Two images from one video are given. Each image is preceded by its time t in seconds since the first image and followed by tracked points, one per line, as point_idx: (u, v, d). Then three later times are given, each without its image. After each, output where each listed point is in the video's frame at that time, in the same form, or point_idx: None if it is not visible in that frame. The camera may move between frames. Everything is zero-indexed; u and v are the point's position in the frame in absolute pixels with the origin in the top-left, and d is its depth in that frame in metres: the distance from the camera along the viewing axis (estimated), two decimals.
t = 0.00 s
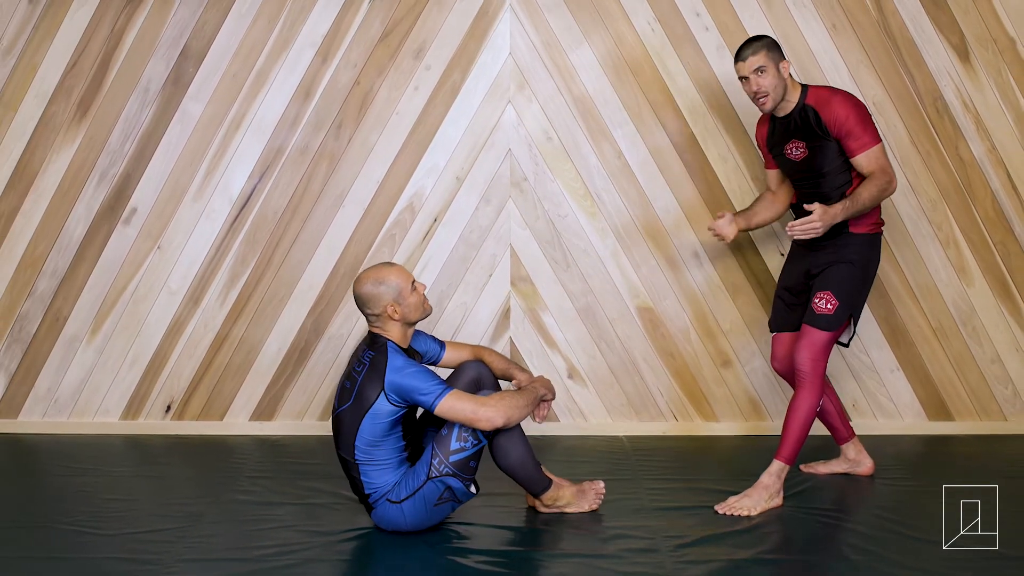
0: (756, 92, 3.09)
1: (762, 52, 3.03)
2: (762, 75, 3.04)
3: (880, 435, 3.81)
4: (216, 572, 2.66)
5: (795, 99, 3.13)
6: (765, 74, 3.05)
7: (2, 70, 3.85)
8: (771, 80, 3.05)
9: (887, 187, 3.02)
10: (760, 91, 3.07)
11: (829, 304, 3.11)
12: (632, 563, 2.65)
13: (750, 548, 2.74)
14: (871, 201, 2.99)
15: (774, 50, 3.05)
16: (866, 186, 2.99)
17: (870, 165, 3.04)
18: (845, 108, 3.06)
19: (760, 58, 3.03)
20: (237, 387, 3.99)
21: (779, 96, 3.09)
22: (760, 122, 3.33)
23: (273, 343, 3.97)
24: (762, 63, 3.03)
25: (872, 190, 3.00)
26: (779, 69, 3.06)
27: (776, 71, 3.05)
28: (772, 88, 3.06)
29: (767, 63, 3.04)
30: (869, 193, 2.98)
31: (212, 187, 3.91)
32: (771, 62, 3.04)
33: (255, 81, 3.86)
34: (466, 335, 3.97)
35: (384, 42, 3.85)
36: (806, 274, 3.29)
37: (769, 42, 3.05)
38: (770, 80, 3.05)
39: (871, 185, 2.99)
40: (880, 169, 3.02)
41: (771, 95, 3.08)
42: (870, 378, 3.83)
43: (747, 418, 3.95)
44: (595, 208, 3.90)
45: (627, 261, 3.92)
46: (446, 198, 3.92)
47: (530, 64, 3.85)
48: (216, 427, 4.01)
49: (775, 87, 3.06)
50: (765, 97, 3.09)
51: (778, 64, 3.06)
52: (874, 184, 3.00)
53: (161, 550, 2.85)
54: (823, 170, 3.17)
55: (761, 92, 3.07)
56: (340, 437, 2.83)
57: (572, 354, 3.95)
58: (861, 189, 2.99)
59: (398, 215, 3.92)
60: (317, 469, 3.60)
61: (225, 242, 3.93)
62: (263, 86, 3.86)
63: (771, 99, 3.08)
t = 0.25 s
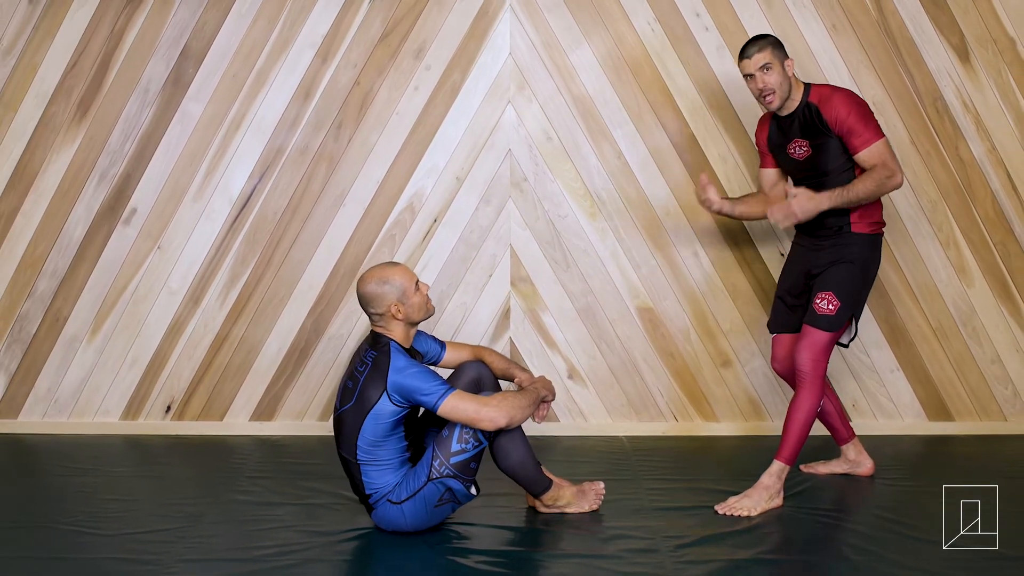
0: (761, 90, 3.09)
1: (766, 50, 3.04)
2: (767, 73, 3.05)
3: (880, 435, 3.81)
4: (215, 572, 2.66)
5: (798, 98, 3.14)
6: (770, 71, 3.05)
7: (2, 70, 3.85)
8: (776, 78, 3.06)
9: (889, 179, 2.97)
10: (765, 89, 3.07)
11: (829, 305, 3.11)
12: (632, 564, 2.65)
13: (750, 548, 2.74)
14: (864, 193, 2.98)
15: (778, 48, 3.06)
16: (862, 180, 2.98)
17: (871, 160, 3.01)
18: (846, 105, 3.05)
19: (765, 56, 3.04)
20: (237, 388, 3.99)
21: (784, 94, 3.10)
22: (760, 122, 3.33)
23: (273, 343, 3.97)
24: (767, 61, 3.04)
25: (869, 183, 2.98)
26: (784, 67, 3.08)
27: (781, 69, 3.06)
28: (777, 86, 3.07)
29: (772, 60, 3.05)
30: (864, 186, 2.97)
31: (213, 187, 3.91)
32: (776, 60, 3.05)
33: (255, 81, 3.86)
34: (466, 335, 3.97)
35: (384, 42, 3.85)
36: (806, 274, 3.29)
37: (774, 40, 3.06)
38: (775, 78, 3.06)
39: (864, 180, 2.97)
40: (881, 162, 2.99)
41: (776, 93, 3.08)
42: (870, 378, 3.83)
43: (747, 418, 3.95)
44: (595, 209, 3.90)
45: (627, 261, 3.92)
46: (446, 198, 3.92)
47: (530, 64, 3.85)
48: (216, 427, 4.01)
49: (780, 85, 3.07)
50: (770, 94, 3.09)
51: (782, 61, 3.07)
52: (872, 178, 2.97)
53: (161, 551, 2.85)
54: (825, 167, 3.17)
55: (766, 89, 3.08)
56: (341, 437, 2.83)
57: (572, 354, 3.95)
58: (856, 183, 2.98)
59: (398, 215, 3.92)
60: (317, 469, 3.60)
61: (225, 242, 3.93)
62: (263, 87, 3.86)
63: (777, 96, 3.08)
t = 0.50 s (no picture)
0: (764, 84, 3.11)
1: (771, 45, 3.06)
2: (771, 67, 3.07)
3: (880, 435, 3.81)
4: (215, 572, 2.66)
5: (802, 94, 3.15)
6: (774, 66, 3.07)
7: (2, 70, 3.85)
8: (780, 72, 3.08)
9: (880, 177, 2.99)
10: (768, 83, 3.09)
11: (829, 304, 3.11)
12: (632, 564, 2.65)
13: (749, 548, 2.74)
14: (854, 184, 2.97)
15: (784, 43, 3.08)
16: (854, 171, 2.98)
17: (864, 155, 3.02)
18: (847, 101, 3.05)
19: (770, 50, 3.06)
20: (237, 388, 4.00)
21: (787, 89, 3.11)
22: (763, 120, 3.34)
23: (273, 343, 3.97)
24: (772, 55, 3.06)
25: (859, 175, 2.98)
26: (789, 62, 3.09)
27: (786, 64, 3.08)
28: (780, 80, 3.09)
29: (776, 55, 3.07)
30: (855, 176, 2.97)
31: (213, 187, 3.91)
32: (781, 55, 3.07)
33: (255, 81, 3.86)
34: (466, 335, 3.97)
35: (384, 42, 3.85)
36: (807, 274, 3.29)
37: (781, 36, 3.08)
38: (778, 72, 3.08)
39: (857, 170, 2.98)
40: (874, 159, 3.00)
41: (778, 87, 3.10)
42: (870, 378, 3.83)
43: (747, 419, 3.95)
44: (595, 209, 3.90)
45: (627, 261, 3.92)
46: (446, 198, 3.92)
47: (530, 64, 3.85)
48: (217, 427, 4.01)
49: (783, 82, 3.09)
50: (772, 88, 3.11)
51: (787, 57, 3.08)
52: (863, 172, 2.98)
53: (161, 551, 2.85)
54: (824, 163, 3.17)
55: (769, 83, 3.10)
56: (342, 436, 2.83)
57: (572, 354, 3.95)
58: (849, 172, 2.98)
59: (398, 215, 3.92)
60: (317, 469, 3.60)
61: (225, 242, 3.93)
62: (263, 87, 3.86)
63: (779, 91, 3.10)
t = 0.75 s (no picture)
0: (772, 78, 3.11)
1: (782, 39, 3.07)
2: (779, 62, 3.08)
3: (880, 435, 3.81)
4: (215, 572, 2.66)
5: (807, 92, 3.16)
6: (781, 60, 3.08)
7: (2, 70, 3.85)
8: (788, 67, 3.08)
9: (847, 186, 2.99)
10: (775, 77, 3.10)
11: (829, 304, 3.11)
12: (632, 564, 2.64)
13: (749, 548, 2.74)
14: (822, 191, 2.97)
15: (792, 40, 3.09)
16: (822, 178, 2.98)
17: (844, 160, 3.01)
18: (851, 98, 3.04)
19: (778, 44, 3.07)
20: (237, 388, 4.00)
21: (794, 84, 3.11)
22: (767, 118, 3.35)
23: (273, 343, 3.97)
24: (780, 50, 3.07)
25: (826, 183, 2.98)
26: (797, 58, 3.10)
27: (793, 59, 3.08)
28: (788, 74, 3.09)
29: (786, 50, 3.07)
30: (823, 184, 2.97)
31: (213, 187, 3.91)
32: (789, 50, 3.08)
33: (255, 81, 3.86)
34: (466, 335, 3.97)
35: (384, 42, 3.85)
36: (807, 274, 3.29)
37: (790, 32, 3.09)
38: (786, 67, 3.08)
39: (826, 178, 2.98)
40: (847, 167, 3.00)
41: (786, 81, 3.10)
42: (870, 378, 3.83)
43: (747, 419, 3.95)
44: (596, 209, 3.90)
45: (627, 261, 3.92)
46: (446, 198, 3.92)
47: (530, 64, 3.85)
48: (217, 427, 4.01)
49: (793, 75, 3.09)
50: (780, 83, 3.11)
51: (796, 52, 3.09)
52: (832, 179, 2.99)
53: (160, 551, 2.84)
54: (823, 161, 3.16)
55: (777, 77, 3.10)
56: (343, 435, 2.83)
57: (572, 354, 3.95)
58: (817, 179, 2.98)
59: (398, 215, 3.92)
60: (317, 469, 3.60)
61: (225, 242, 3.93)
62: (263, 87, 3.86)
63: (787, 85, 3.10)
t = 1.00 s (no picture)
0: (771, 75, 3.11)
1: (781, 36, 3.08)
2: (777, 58, 3.08)
3: (880, 435, 3.81)
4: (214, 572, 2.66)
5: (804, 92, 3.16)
6: (780, 58, 3.08)
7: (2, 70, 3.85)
8: (786, 64, 3.08)
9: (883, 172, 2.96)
10: (774, 74, 3.10)
11: (830, 303, 3.11)
12: (632, 564, 2.64)
13: (748, 549, 2.74)
14: (856, 176, 2.94)
15: (790, 39, 3.10)
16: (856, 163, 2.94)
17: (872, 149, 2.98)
18: (850, 97, 3.05)
19: (778, 42, 3.08)
20: (237, 388, 4.00)
21: (792, 82, 3.11)
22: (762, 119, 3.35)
23: (273, 343, 3.97)
24: (779, 47, 3.08)
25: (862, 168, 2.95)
26: (795, 56, 3.10)
27: (792, 57, 3.09)
28: (786, 72, 3.09)
29: (784, 47, 3.09)
30: (858, 169, 2.94)
31: (213, 187, 3.91)
32: (788, 48, 3.08)
33: (255, 81, 3.86)
34: (466, 335, 3.97)
35: (384, 42, 3.85)
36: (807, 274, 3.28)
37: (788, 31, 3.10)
38: (784, 64, 3.08)
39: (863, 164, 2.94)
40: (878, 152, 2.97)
41: (784, 78, 3.10)
42: (870, 378, 3.83)
43: (747, 419, 3.95)
44: (595, 208, 3.90)
45: (626, 261, 3.92)
46: (446, 198, 3.92)
47: (530, 64, 3.85)
48: (217, 427, 4.01)
49: (789, 73, 3.09)
50: (778, 80, 3.11)
51: (794, 51, 3.10)
52: (867, 165, 2.95)
53: (160, 551, 2.84)
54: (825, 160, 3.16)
55: (774, 74, 3.10)
56: (345, 434, 2.83)
57: (572, 354, 3.95)
58: (853, 164, 2.95)
59: (398, 215, 3.92)
60: (317, 469, 3.60)
61: (225, 242, 3.93)
62: (263, 87, 3.86)
63: (783, 82, 3.10)
